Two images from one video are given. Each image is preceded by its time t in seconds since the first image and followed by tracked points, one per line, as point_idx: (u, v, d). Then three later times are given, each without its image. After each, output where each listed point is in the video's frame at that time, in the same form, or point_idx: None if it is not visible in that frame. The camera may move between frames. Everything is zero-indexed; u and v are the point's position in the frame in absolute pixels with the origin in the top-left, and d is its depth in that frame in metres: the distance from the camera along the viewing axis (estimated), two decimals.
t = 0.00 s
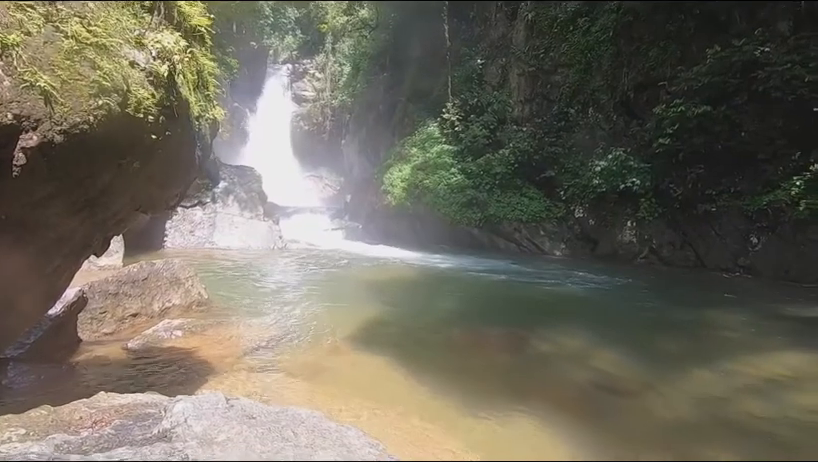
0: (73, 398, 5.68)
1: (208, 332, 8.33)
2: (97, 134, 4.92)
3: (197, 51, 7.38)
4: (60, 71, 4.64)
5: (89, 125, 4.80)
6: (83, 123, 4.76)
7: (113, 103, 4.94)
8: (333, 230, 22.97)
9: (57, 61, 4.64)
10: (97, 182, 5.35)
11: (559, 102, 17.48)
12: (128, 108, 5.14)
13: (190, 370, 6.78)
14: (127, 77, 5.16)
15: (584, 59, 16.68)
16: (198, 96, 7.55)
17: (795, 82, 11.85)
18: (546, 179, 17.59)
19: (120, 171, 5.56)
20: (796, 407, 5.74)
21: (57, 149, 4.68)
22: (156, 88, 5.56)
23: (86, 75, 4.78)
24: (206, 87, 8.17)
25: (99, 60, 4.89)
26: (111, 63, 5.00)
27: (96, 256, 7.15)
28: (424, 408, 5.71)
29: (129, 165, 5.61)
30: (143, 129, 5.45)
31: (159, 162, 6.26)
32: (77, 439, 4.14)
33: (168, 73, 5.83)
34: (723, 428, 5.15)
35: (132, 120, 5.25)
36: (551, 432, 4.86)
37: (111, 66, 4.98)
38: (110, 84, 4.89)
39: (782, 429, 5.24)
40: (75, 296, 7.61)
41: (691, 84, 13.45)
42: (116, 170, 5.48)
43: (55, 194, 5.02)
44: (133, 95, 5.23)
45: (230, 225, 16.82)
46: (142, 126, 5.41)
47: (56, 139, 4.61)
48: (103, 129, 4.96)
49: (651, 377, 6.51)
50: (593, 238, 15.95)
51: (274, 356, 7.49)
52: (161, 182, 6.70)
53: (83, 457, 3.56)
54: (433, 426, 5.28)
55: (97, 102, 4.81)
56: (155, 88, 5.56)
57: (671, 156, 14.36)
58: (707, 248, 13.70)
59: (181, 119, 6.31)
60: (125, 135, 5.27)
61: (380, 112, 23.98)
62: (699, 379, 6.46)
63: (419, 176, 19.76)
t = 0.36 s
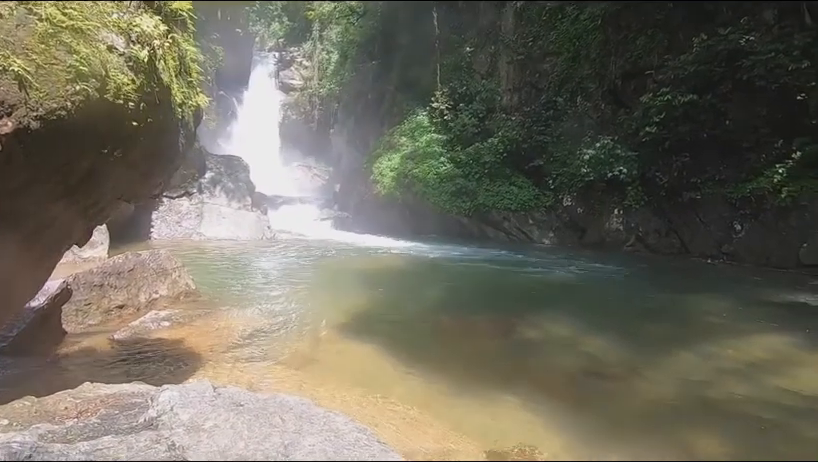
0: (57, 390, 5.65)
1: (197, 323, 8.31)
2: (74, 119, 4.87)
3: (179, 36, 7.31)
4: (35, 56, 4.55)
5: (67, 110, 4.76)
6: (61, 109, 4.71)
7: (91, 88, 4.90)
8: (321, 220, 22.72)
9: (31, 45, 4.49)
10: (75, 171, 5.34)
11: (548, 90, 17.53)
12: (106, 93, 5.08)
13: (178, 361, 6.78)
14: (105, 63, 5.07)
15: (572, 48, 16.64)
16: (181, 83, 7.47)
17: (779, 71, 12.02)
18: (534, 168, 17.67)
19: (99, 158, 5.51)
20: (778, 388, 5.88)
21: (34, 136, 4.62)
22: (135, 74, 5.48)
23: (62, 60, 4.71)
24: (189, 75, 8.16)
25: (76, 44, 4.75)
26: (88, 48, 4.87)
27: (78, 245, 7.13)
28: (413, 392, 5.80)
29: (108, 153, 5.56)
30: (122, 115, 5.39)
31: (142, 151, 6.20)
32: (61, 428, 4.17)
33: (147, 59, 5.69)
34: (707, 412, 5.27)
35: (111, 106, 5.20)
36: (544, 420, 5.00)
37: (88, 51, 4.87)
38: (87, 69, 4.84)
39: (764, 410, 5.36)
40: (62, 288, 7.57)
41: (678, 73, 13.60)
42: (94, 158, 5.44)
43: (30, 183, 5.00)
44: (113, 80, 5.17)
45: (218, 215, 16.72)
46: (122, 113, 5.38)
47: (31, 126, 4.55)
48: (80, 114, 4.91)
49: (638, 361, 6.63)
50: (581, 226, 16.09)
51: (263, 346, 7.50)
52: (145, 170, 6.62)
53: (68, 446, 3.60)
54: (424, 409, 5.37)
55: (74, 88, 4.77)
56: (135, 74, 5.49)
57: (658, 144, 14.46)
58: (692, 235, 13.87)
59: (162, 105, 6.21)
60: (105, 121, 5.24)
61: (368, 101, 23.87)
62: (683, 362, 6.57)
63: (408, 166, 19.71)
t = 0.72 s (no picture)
0: (39, 382, 5.63)
1: (183, 314, 8.25)
2: (47, 104, 4.80)
3: (157, 22, 7.46)
4: (6, 39, 4.47)
5: (40, 95, 4.70)
6: (34, 94, 4.64)
7: (65, 72, 4.89)
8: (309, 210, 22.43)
9: (2, 27, 4.44)
10: (53, 159, 5.34)
11: (534, 78, 17.60)
12: (81, 78, 5.11)
13: (163, 353, 6.73)
14: (79, 46, 5.10)
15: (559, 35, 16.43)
16: (160, 69, 7.61)
17: (760, 59, 12.21)
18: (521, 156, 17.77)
19: (76, 146, 5.53)
20: (757, 368, 6.02)
21: (10, 122, 4.57)
22: (111, 58, 5.54)
23: (33, 42, 4.65)
24: (167, 59, 8.21)
25: (47, 27, 4.78)
26: (60, 30, 4.91)
27: (59, 235, 7.08)
28: (400, 380, 5.88)
29: (86, 141, 5.58)
30: (100, 102, 5.45)
31: (121, 139, 6.21)
32: (43, 419, 4.08)
33: (125, 42, 5.82)
34: (689, 394, 5.37)
35: (86, 91, 5.22)
36: (529, 407, 5.12)
37: (61, 34, 4.89)
38: (59, 53, 4.82)
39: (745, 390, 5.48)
40: (41, 281, 7.32)
41: (662, 60, 13.76)
42: (72, 146, 5.45)
43: (6, 173, 4.95)
44: (88, 65, 5.21)
45: (202, 206, 16.52)
46: (98, 99, 5.41)
47: (4, 111, 4.48)
48: (53, 100, 4.84)
49: (623, 345, 6.74)
50: (567, 214, 16.14)
51: (251, 336, 7.46)
52: (122, 160, 6.55)
53: (49, 436, 3.63)
54: (412, 395, 5.45)
55: (47, 72, 4.73)
56: (112, 58, 5.53)
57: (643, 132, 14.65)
58: (675, 222, 14.04)
59: (142, 93, 6.34)
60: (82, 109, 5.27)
61: (355, 89, 23.64)
62: (665, 346, 6.68)
63: (395, 155, 19.59)
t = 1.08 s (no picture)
0: (19, 375, 5.60)
1: (167, 307, 8.17)
2: (20, 90, 4.77)
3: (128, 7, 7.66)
4: None
5: (13, 82, 4.65)
6: (7, 79, 4.59)
7: (38, 58, 4.78)
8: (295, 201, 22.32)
9: None
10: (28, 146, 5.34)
11: (522, 68, 17.72)
12: (56, 65, 5.03)
13: (148, 345, 6.68)
14: (53, 31, 4.96)
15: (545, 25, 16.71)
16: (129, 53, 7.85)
17: (742, 49, 12.44)
18: (508, 147, 17.77)
19: (52, 134, 5.51)
20: (734, 351, 6.18)
21: None
22: (86, 43, 5.51)
23: (5, 26, 4.45)
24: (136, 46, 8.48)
25: (19, 11, 4.55)
26: (33, 15, 4.73)
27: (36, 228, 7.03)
28: (388, 368, 5.96)
29: (63, 128, 5.58)
30: (76, 88, 5.43)
31: (97, 128, 6.27)
32: (23, 411, 4.06)
33: (97, 25, 5.88)
34: (669, 376, 5.53)
35: (62, 78, 5.17)
36: (514, 392, 5.24)
37: (33, 17, 4.70)
38: (32, 37, 4.66)
39: (723, 371, 5.65)
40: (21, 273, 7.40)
41: (647, 51, 13.95)
42: (48, 133, 5.45)
43: None
44: (62, 51, 5.11)
45: (187, 198, 16.32)
46: (75, 86, 5.39)
47: None
48: (26, 86, 4.80)
49: (607, 331, 6.88)
50: (554, 205, 16.38)
51: (239, 328, 7.43)
52: (102, 147, 6.76)
53: (29, 426, 3.66)
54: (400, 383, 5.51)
55: (20, 57, 4.63)
56: (86, 43, 5.54)
57: (626, 123, 14.86)
58: (659, 211, 14.20)
59: (115, 77, 6.46)
60: (61, 94, 5.28)
61: (341, 79, 23.41)
62: (648, 333, 6.78)
63: (383, 145, 19.43)
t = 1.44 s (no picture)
0: None
1: (152, 301, 7.97)
2: None
3: None
4: None
5: None
6: None
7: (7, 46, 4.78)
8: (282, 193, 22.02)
9: None
10: None
11: (509, 61, 17.85)
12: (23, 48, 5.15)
13: (131, 339, 6.57)
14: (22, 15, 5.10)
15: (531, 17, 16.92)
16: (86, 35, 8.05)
17: (725, 42, 12.61)
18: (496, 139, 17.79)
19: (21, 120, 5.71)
20: (713, 338, 6.32)
21: None
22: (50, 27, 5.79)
23: None
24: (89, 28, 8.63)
25: None
26: None
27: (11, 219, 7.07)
28: (375, 360, 5.97)
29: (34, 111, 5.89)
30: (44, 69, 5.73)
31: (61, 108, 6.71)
32: (2, 406, 4.08)
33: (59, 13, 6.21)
34: (649, 362, 5.66)
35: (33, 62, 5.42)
36: (499, 380, 5.32)
37: None
38: None
39: (701, 357, 5.79)
40: None
41: (632, 44, 14.12)
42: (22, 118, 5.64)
43: None
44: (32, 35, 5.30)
45: (171, 192, 16.05)
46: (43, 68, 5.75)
47: None
48: None
49: (591, 321, 6.97)
50: (541, 197, 16.43)
51: (226, 320, 7.32)
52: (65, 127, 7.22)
53: (9, 420, 3.67)
54: (386, 374, 5.54)
55: None
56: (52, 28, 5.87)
57: (612, 116, 15.02)
58: (644, 202, 14.33)
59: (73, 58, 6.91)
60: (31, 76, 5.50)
61: (328, 70, 23.18)
62: (632, 323, 6.85)
63: (371, 137, 19.04)
